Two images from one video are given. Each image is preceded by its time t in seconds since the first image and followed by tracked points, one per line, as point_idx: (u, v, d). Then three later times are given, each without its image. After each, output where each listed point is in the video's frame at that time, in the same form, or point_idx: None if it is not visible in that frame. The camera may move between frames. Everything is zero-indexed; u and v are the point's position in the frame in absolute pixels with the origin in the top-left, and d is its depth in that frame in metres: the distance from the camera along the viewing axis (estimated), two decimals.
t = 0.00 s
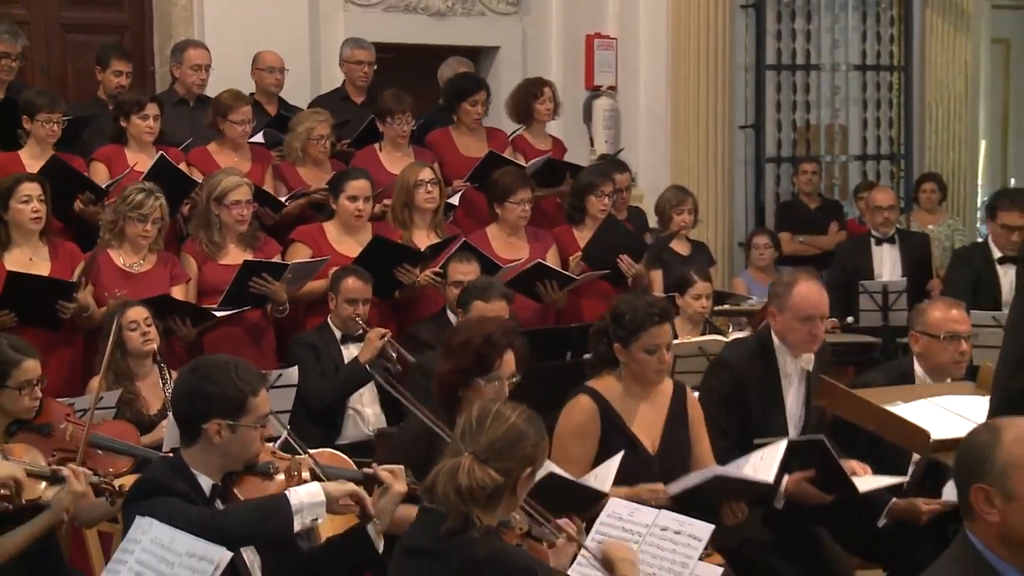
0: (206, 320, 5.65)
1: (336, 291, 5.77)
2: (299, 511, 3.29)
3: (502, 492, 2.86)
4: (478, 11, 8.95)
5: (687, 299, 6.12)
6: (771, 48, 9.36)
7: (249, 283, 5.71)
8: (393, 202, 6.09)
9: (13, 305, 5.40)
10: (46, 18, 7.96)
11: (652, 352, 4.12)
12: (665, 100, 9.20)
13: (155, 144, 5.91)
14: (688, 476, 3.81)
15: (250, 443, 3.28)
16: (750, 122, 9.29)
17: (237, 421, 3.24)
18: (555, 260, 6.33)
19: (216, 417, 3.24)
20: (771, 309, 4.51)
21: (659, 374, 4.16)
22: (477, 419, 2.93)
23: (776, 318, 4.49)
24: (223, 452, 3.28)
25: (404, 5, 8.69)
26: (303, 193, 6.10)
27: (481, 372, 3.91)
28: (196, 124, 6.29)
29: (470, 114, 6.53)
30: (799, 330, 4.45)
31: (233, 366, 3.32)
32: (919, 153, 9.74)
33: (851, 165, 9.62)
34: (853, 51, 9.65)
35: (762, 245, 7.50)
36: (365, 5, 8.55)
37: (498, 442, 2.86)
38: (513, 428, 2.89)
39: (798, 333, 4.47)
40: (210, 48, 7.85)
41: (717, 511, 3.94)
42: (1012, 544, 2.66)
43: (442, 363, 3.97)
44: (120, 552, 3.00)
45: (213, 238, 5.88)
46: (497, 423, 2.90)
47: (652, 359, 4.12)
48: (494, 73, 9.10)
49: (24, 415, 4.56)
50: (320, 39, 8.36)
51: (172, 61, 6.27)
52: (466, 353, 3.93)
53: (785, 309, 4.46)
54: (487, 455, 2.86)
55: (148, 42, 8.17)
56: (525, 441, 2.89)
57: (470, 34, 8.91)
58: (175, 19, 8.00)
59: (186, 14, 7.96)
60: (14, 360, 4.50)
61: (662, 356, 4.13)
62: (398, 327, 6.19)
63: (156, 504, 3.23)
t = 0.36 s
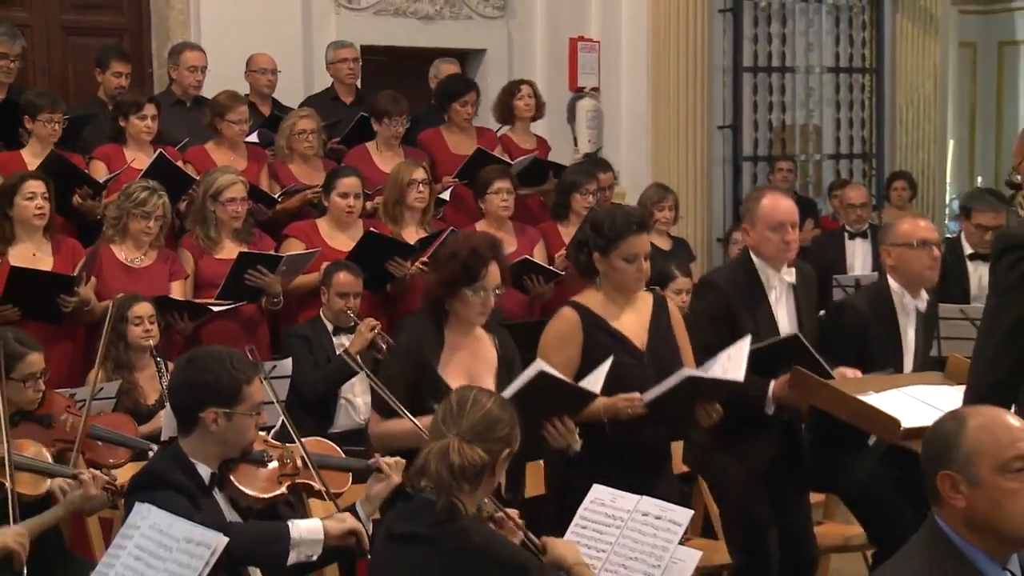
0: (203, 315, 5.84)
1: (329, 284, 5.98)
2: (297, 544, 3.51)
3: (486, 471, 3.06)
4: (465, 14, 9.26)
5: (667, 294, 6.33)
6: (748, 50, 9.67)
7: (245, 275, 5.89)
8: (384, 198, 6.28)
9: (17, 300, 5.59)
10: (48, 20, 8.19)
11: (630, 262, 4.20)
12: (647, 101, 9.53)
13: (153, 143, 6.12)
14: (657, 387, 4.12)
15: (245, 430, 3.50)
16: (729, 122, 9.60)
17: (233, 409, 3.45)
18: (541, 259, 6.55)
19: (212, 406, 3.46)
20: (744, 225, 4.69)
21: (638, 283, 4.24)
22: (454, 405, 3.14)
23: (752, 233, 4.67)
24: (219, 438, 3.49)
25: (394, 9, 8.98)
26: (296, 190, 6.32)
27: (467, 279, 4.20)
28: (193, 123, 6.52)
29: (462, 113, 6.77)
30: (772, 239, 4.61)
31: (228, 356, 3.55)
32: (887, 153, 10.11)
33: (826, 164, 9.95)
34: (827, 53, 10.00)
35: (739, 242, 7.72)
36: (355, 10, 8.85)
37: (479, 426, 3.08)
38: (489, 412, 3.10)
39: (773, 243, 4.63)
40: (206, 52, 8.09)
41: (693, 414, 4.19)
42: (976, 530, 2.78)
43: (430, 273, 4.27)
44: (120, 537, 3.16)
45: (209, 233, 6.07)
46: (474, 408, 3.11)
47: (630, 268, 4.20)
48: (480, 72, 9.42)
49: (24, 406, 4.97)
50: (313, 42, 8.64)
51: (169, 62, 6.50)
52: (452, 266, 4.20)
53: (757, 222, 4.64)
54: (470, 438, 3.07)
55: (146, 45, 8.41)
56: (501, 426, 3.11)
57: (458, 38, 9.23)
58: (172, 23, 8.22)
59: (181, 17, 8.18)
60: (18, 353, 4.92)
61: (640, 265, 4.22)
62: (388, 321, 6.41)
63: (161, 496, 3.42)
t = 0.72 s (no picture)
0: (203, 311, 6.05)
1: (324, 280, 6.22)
2: (294, 563, 3.48)
3: (460, 460, 3.12)
4: (455, 18, 9.69)
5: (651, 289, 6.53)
6: (729, 53, 10.02)
7: (244, 270, 6.10)
8: (377, 196, 6.48)
9: (22, 294, 5.76)
10: (52, 26, 8.59)
11: (615, 243, 4.42)
12: (632, 102, 9.89)
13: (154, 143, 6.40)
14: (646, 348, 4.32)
15: (240, 418, 3.69)
16: (710, 123, 9.97)
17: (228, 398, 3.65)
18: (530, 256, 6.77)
19: (208, 395, 3.65)
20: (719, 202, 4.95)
21: (622, 263, 4.45)
22: (418, 399, 3.17)
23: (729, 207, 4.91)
24: (215, 427, 3.68)
25: (387, 13, 9.40)
26: (291, 189, 6.52)
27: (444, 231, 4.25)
28: (192, 123, 6.79)
29: (455, 114, 7.02)
30: (747, 212, 4.86)
31: (221, 347, 3.75)
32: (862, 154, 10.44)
33: (804, 164, 10.26)
34: (805, 57, 10.30)
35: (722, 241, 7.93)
36: (350, 15, 9.22)
37: (445, 417, 3.13)
38: (453, 401, 3.15)
39: (747, 215, 4.87)
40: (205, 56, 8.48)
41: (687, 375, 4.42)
42: (948, 517, 2.86)
43: (407, 226, 4.33)
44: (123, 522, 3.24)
45: (208, 230, 6.28)
46: (438, 399, 3.16)
47: (614, 249, 4.42)
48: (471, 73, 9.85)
49: (31, 396, 5.15)
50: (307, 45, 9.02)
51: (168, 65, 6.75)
52: (431, 219, 4.25)
53: (732, 197, 4.90)
54: (440, 430, 3.12)
55: (146, 49, 8.82)
56: (466, 414, 3.16)
57: (448, 40, 9.66)
58: (172, 28, 8.61)
59: (181, 22, 8.57)
60: (26, 344, 5.12)
61: (624, 247, 4.43)
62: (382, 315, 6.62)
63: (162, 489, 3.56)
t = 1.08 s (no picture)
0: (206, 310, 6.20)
1: (322, 278, 6.44)
2: (291, 546, 3.64)
3: (448, 451, 3.19)
4: (448, 26, 10.32)
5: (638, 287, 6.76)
6: (711, 59, 10.63)
7: (244, 268, 6.34)
8: (374, 199, 6.73)
9: (31, 295, 6.03)
10: (59, 34, 9.27)
11: (613, 242, 4.66)
12: (618, 106, 10.58)
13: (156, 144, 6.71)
14: (644, 336, 4.55)
15: (238, 408, 3.92)
16: (694, 126, 10.59)
17: (226, 389, 3.88)
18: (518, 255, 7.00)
19: (206, 388, 3.89)
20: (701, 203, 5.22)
21: (621, 262, 4.69)
22: (408, 393, 3.25)
23: (710, 209, 5.15)
24: (215, 418, 3.91)
25: (382, 22, 10.05)
26: (289, 195, 6.75)
27: (441, 228, 4.48)
28: (194, 127, 7.07)
29: (448, 117, 7.31)
30: (727, 210, 5.09)
31: (215, 341, 3.97)
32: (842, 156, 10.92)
33: (783, 166, 10.86)
34: (785, 64, 10.86)
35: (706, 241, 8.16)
36: (347, 22, 9.89)
37: (434, 410, 3.20)
38: (442, 393, 3.23)
39: (728, 213, 5.10)
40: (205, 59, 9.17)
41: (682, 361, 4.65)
42: (924, 504, 3.09)
43: (404, 224, 4.55)
44: (129, 511, 3.36)
45: (209, 230, 6.51)
46: (427, 391, 3.23)
47: (612, 248, 4.65)
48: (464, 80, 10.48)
49: (41, 389, 5.33)
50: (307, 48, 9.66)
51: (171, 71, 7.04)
52: (427, 213, 4.48)
53: (713, 197, 5.14)
54: (428, 421, 3.19)
55: (151, 55, 9.51)
56: (455, 406, 3.23)
57: (441, 47, 10.27)
58: (175, 35, 9.34)
59: (183, 30, 9.30)
60: (36, 338, 5.30)
61: (622, 246, 4.67)
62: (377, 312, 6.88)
63: (167, 478, 3.80)
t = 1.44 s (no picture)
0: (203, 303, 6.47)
1: (319, 277, 6.64)
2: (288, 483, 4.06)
3: (450, 449, 3.36)
4: (442, 32, 10.85)
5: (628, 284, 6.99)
6: (697, 65, 10.87)
7: (243, 265, 6.49)
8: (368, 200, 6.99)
9: (41, 294, 6.22)
10: (65, 41, 9.54)
11: (608, 242, 4.88)
12: (606, 109, 10.92)
13: (160, 146, 6.96)
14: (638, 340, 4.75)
15: (240, 405, 4.10)
16: (679, 129, 10.90)
17: (229, 387, 4.06)
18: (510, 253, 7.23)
19: (210, 384, 4.07)
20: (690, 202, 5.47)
21: (617, 261, 4.91)
22: (422, 388, 3.41)
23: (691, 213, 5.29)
24: (217, 413, 4.09)
25: (378, 28, 10.55)
26: (286, 191, 6.99)
27: (444, 220, 4.72)
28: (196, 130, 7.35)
29: (441, 120, 7.55)
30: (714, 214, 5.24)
31: (219, 340, 4.14)
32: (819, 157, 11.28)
33: (765, 168, 11.10)
34: (766, 69, 11.12)
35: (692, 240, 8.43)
36: (344, 29, 10.36)
37: (443, 408, 3.36)
38: (455, 393, 3.38)
39: (713, 216, 5.27)
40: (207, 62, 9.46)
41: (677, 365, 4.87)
42: (899, 494, 3.26)
43: (410, 220, 4.81)
44: (132, 501, 3.57)
45: (211, 230, 6.74)
46: (440, 389, 3.39)
47: (607, 247, 4.88)
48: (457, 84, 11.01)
49: (44, 383, 5.52)
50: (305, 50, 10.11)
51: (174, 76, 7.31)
52: (430, 208, 4.74)
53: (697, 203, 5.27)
54: (436, 418, 3.36)
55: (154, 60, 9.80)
56: (465, 406, 3.38)
57: (434, 53, 10.79)
58: (179, 41, 9.61)
59: (186, 36, 9.57)
60: (39, 334, 5.45)
61: (616, 245, 4.89)
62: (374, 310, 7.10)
63: (168, 466, 4.00)
